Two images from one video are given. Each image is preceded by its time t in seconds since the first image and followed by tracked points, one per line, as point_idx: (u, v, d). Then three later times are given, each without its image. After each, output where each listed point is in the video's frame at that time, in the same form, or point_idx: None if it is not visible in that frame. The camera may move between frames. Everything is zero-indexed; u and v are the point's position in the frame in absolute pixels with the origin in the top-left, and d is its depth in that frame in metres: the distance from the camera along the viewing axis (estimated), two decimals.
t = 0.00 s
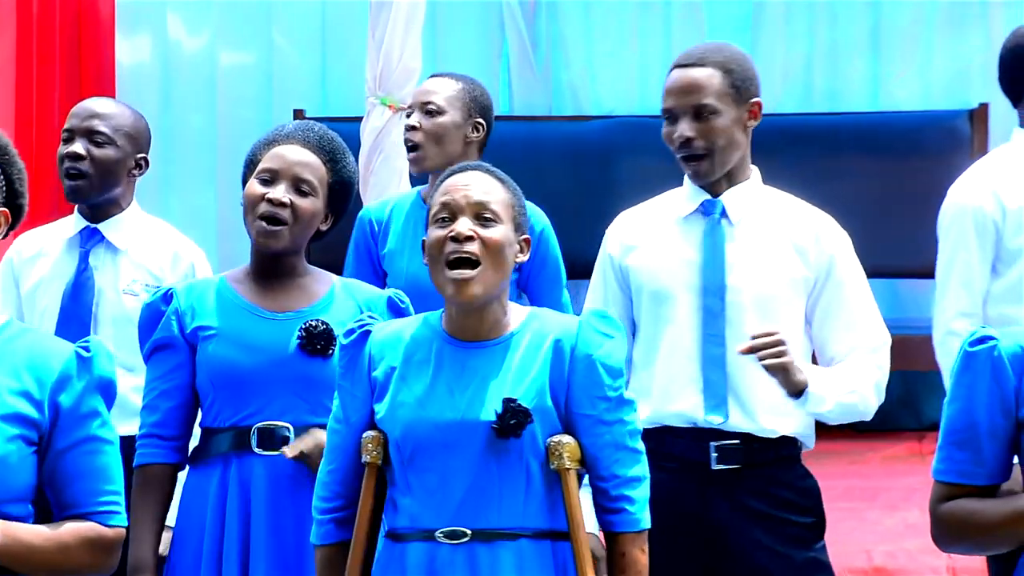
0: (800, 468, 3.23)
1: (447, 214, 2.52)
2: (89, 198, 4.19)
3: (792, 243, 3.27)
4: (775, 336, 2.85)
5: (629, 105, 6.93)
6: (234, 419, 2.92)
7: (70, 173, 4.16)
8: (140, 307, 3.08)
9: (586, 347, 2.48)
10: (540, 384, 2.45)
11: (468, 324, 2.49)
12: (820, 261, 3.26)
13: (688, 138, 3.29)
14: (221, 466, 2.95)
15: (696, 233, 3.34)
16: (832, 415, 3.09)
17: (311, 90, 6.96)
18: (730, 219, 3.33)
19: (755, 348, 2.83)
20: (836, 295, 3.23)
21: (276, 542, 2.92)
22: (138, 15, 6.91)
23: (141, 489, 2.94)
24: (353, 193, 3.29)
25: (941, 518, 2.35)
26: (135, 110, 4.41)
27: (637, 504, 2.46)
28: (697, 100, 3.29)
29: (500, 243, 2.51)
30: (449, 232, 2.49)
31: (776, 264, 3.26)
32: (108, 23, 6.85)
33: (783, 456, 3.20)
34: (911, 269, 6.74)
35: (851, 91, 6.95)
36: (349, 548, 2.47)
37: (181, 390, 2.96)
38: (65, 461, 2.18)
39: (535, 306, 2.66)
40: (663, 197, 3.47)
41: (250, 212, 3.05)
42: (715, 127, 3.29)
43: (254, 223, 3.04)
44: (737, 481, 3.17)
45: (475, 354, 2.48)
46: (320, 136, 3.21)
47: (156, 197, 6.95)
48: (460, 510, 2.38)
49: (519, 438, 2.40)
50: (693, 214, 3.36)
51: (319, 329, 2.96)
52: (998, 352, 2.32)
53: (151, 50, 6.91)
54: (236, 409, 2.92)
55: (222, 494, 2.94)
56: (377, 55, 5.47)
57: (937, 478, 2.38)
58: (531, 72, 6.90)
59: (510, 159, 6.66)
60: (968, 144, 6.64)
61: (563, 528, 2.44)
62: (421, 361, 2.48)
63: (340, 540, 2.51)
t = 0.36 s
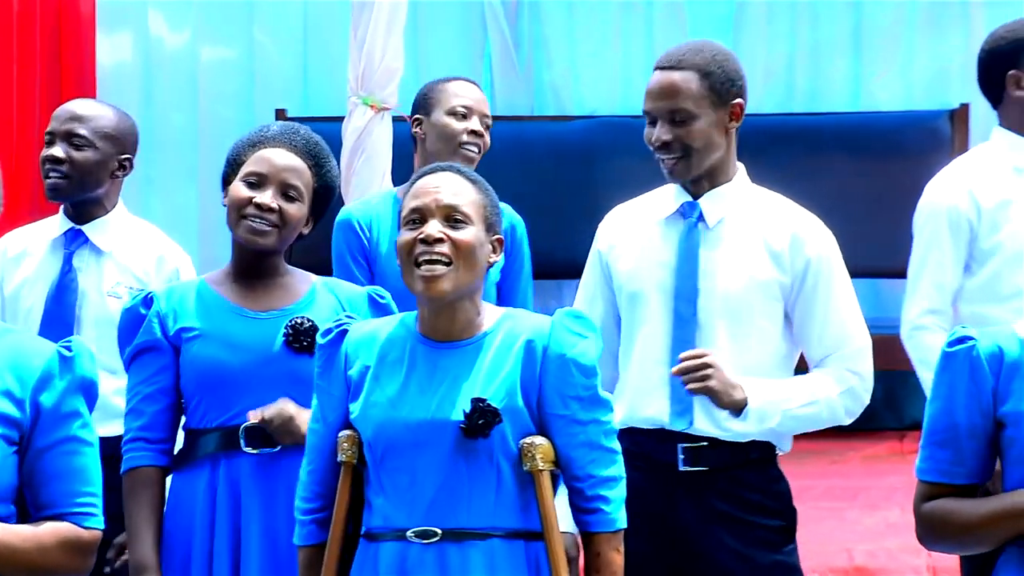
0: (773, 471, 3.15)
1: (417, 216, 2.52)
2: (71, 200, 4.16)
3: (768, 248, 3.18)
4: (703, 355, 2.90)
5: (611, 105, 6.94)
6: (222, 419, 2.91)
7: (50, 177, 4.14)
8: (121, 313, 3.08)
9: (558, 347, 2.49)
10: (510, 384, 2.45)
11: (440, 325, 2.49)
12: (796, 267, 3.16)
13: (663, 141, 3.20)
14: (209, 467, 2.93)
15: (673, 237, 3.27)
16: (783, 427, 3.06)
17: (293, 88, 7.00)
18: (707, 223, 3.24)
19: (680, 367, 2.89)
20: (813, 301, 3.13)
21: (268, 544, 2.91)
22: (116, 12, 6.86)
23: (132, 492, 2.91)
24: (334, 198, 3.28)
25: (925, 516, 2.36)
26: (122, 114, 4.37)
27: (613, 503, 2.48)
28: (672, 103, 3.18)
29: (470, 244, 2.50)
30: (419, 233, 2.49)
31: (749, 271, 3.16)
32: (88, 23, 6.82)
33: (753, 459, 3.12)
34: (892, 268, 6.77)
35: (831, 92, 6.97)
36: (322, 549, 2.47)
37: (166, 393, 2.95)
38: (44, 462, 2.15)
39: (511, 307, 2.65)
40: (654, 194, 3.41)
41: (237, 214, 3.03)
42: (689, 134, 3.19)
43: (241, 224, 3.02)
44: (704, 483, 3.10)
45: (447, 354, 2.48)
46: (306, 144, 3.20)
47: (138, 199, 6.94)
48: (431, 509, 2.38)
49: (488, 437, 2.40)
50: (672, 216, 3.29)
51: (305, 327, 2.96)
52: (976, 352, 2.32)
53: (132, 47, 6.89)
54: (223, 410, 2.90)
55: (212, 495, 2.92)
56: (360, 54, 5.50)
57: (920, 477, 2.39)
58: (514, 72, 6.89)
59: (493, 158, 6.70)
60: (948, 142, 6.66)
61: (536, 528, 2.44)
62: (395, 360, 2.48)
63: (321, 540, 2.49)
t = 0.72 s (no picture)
0: (746, 472, 3.14)
1: (396, 216, 2.52)
2: None
3: (745, 257, 3.16)
4: (691, 380, 2.79)
5: (583, 105, 6.94)
6: (190, 422, 2.90)
7: None
8: (91, 309, 3.06)
9: (537, 348, 2.49)
10: (492, 384, 2.46)
11: (417, 327, 2.49)
12: (776, 278, 3.14)
13: (646, 145, 3.15)
14: (176, 469, 2.92)
15: (650, 246, 3.25)
16: (774, 438, 3.04)
17: (265, 88, 7.00)
18: (685, 233, 3.22)
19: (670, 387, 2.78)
20: (793, 312, 3.11)
21: (236, 544, 2.92)
22: (89, 9, 6.87)
23: (98, 493, 2.90)
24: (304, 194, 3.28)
25: (896, 517, 2.44)
26: (52, 110, 4.08)
27: (589, 504, 2.48)
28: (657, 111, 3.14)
29: (449, 246, 2.49)
30: (398, 234, 2.48)
31: (727, 283, 3.15)
32: (57, 20, 6.73)
33: (728, 461, 3.11)
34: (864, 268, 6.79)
35: (803, 92, 6.99)
36: (300, 548, 2.44)
37: (134, 394, 2.93)
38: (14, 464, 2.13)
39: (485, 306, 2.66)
40: (630, 193, 3.40)
41: (211, 208, 3.01)
42: (671, 143, 3.14)
43: (216, 218, 3.00)
44: (678, 484, 3.09)
45: (425, 356, 2.48)
46: (275, 140, 3.20)
47: (108, 200, 6.95)
48: (412, 512, 2.38)
49: (471, 440, 2.40)
50: (650, 224, 3.28)
51: (275, 331, 2.96)
52: (941, 354, 2.37)
53: (102, 44, 6.90)
54: (192, 412, 2.90)
55: (180, 495, 2.91)
56: (332, 54, 5.50)
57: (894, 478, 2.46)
58: (487, 72, 6.87)
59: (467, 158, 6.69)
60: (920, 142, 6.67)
61: (513, 529, 2.45)
62: (371, 362, 2.47)
63: (291, 540, 2.50)
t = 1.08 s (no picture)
0: (735, 473, 3.13)
1: (395, 215, 2.51)
2: None
3: (726, 258, 3.15)
4: (676, 386, 2.79)
5: (569, 104, 6.93)
6: (168, 422, 2.92)
7: None
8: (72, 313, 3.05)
9: (526, 351, 2.51)
10: (483, 388, 2.47)
11: (406, 329, 2.49)
12: (759, 281, 3.12)
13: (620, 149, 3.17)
14: (155, 469, 2.94)
15: (635, 247, 3.24)
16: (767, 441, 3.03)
17: (249, 88, 6.99)
18: (668, 236, 3.20)
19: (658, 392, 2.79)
20: (779, 312, 3.10)
21: (214, 545, 2.92)
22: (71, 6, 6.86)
23: (79, 494, 2.88)
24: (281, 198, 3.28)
25: (877, 519, 2.48)
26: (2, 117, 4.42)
27: (573, 506, 2.48)
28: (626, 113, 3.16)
29: (447, 250, 2.50)
30: (397, 234, 2.48)
31: (710, 287, 3.14)
32: (42, 16, 6.71)
33: (715, 463, 3.09)
34: (851, 267, 6.80)
35: (787, 92, 7.00)
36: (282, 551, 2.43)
37: (116, 394, 2.93)
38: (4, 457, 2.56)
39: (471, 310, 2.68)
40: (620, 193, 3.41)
41: (183, 211, 3.01)
42: (638, 146, 3.16)
43: (188, 221, 3.00)
44: (664, 486, 3.08)
45: (415, 357, 2.48)
46: (253, 139, 3.21)
47: (93, 202, 6.94)
48: (406, 515, 2.39)
49: (464, 444, 2.42)
50: (637, 225, 3.27)
51: (252, 330, 2.97)
52: (919, 358, 2.42)
53: (86, 41, 6.88)
54: (170, 409, 2.91)
55: (158, 495, 2.93)
56: (316, 53, 5.50)
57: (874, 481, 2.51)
58: (471, 73, 6.89)
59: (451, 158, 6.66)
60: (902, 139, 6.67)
61: (500, 530, 2.47)
62: (358, 364, 2.46)
63: (270, 541, 2.50)
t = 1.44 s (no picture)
0: (732, 477, 2.97)
1: (372, 216, 2.52)
2: None
3: (709, 250, 2.99)
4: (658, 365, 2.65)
5: (554, 105, 6.92)
6: (149, 419, 2.91)
7: None
8: (56, 309, 3.06)
9: (505, 349, 2.52)
10: (462, 386, 2.48)
11: (386, 327, 2.49)
12: (741, 272, 2.96)
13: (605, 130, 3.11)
14: (134, 465, 2.94)
15: (621, 236, 3.12)
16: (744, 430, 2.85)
17: (232, 88, 6.97)
18: (654, 227, 3.07)
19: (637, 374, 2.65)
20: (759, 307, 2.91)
21: (190, 541, 2.94)
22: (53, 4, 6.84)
23: (57, 493, 2.90)
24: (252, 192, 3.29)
25: (858, 521, 2.45)
26: None
27: (555, 504, 2.48)
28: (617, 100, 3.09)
29: (423, 251, 2.50)
30: (374, 235, 2.48)
31: (693, 277, 2.98)
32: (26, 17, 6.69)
33: (714, 466, 2.95)
34: (836, 268, 6.80)
35: (771, 91, 6.99)
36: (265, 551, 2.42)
37: (96, 391, 2.93)
38: None
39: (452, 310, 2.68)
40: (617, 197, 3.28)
41: (187, 219, 3.02)
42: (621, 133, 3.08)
43: (195, 228, 3.01)
44: (659, 491, 2.95)
45: (393, 355, 2.48)
46: (229, 143, 3.22)
47: (76, 202, 6.92)
48: (386, 513, 2.38)
49: (444, 441, 2.42)
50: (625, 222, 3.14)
51: (234, 329, 2.97)
52: (895, 358, 2.41)
53: (69, 39, 6.87)
54: (149, 409, 2.91)
55: (135, 494, 2.93)
56: (299, 55, 5.53)
57: (853, 484, 2.48)
58: (455, 73, 6.89)
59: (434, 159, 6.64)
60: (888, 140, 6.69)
61: (482, 529, 2.46)
62: (337, 362, 2.47)
63: (253, 542, 2.48)
